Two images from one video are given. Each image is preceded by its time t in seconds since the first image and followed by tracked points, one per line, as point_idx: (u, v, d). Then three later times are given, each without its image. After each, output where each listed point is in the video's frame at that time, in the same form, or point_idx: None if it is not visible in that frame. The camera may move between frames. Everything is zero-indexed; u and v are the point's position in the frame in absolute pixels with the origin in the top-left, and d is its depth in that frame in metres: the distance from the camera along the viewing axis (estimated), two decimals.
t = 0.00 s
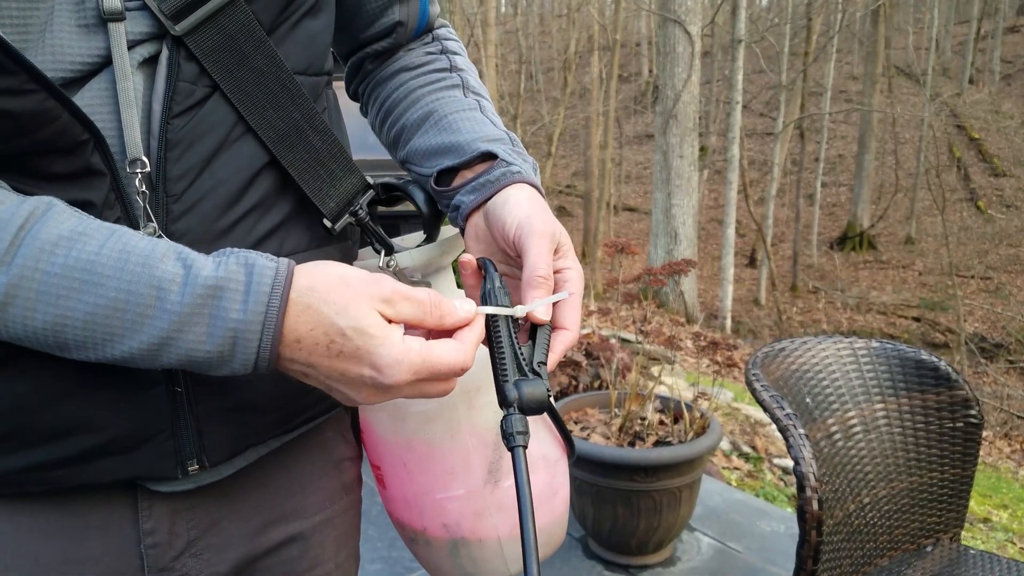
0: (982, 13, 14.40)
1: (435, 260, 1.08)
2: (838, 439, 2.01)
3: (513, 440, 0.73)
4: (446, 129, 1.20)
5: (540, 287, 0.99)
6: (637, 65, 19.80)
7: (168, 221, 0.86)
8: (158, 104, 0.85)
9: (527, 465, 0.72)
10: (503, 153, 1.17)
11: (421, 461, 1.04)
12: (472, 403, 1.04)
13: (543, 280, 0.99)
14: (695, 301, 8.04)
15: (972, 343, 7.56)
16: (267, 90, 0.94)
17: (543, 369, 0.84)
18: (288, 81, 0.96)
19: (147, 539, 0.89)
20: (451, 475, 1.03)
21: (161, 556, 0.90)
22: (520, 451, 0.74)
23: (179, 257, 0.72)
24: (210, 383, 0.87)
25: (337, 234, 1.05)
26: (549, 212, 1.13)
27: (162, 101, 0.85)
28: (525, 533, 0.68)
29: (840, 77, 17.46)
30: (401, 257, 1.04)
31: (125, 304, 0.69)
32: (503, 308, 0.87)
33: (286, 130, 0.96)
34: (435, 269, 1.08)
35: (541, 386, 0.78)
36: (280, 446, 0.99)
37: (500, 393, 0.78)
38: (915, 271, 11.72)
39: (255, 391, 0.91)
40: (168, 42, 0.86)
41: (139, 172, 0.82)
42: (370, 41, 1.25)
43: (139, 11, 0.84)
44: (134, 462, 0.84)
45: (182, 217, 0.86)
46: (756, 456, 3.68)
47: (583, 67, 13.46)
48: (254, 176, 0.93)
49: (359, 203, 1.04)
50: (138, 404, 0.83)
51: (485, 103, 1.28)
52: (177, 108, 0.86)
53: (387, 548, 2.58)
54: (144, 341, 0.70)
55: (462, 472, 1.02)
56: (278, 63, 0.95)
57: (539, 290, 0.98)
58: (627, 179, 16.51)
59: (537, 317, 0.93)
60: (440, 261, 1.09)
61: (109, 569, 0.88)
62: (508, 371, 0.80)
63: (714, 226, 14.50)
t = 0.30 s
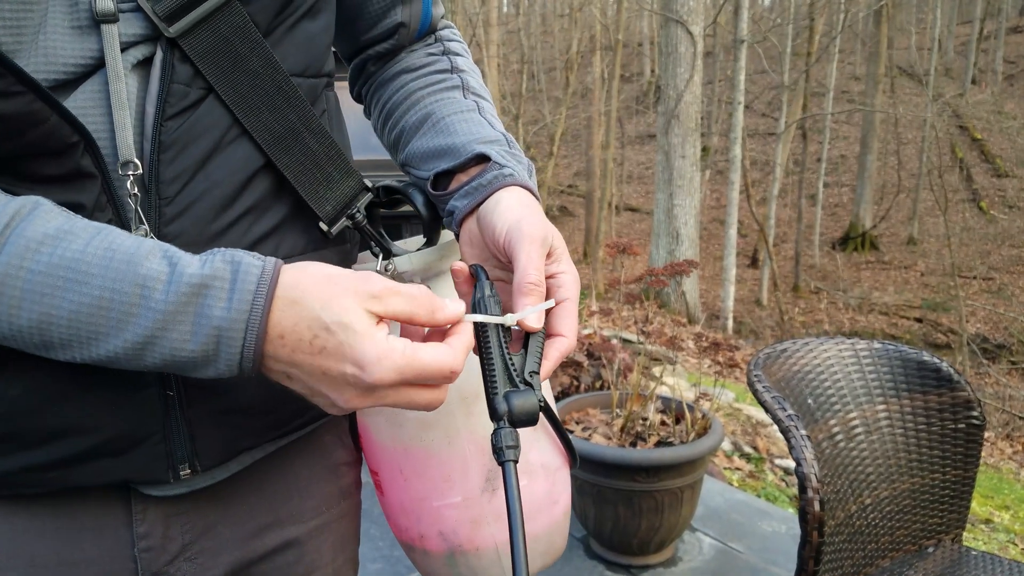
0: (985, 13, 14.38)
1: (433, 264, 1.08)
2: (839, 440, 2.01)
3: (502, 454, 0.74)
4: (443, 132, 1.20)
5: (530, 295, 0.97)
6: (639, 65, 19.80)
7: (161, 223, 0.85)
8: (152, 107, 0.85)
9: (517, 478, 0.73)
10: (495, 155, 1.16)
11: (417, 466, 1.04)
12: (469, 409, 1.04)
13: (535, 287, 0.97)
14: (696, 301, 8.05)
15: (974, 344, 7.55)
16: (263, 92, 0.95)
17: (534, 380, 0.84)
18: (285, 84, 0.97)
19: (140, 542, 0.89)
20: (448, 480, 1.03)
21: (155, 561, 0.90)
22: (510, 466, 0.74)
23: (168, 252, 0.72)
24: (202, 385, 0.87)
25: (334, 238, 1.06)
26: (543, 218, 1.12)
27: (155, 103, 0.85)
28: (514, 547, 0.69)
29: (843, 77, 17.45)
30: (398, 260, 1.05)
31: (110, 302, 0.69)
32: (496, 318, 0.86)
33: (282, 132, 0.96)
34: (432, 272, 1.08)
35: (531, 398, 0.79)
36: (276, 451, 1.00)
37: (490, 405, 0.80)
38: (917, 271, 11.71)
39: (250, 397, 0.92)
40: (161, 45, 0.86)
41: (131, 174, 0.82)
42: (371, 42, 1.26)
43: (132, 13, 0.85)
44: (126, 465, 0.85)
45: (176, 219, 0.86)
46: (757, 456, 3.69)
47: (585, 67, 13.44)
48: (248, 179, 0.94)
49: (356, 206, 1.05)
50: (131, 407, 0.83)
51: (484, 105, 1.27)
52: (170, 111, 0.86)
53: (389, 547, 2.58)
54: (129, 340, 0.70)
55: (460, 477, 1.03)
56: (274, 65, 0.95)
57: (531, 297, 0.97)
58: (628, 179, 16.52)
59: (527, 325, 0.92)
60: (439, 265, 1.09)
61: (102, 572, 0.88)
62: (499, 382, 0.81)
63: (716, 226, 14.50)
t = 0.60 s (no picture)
0: (988, 13, 14.36)
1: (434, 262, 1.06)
2: (843, 439, 2.01)
3: (490, 467, 0.75)
4: (444, 131, 1.19)
5: (526, 297, 0.94)
6: (641, 65, 19.79)
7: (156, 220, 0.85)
8: (146, 104, 0.84)
9: (503, 488, 0.73)
10: (494, 153, 1.15)
11: (414, 469, 1.02)
12: (467, 413, 1.02)
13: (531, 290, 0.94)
14: (698, 301, 8.06)
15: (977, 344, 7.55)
16: (259, 89, 0.94)
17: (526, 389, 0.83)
18: (280, 79, 0.96)
19: (138, 542, 0.89)
20: (446, 483, 1.01)
21: (153, 560, 0.90)
22: (497, 477, 0.74)
23: (164, 233, 0.71)
24: (197, 385, 0.87)
25: (331, 237, 1.06)
26: (541, 217, 1.10)
27: (149, 100, 0.84)
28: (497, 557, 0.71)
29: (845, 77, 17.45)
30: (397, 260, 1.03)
31: (112, 281, 0.68)
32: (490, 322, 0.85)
33: (277, 129, 0.96)
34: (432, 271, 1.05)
35: (521, 411, 0.78)
36: (274, 451, 0.99)
37: (481, 413, 0.79)
38: (920, 271, 11.72)
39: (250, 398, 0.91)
40: (156, 41, 0.86)
41: (123, 172, 0.82)
42: (375, 39, 1.26)
43: (126, 9, 0.84)
44: (121, 464, 0.84)
45: (170, 215, 0.86)
46: (760, 456, 3.68)
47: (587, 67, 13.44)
48: (244, 176, 0.93)
49: (354, 205, 1.04)
50: (126, 407, 0.82)
51: (487, 102, 1.27)
52: (165, 108, 0.86)
53: (391, 546, 2.58)
54: (128, 320, 0.69)
55: (458, 481, 1.01)
56: (269, 61, 0.95)
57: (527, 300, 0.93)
58: (630, 178, 16.54)
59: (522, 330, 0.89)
60: (440, 264, 1.07)
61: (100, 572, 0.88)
62: (489, 390, 0.80)
63: (718, 226, 14.50)
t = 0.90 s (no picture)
0: (992, 13, 14.34)
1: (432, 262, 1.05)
2: (847, 440, 2.01)
3: (481, 464, 0.73)
4: (446, 130, 1.19)
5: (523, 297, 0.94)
6: (644, 65, 19.79)
7: (155, 220, 0.86)
8: (144, 103, 0.84)
9: (494, 486, 0.72)
10: (495, 154, 1.15)
11: (414, 469, 1.02)
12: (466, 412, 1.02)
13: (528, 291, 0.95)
14: (701, 301, 8.06)
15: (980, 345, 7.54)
16: (255, 88, 0.94)
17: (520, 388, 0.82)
18: (275, 77, 0.96)
19: (138, 542, 0.89)
20: (446, 484, 1.01)
21: (152, 561, 0.91)
22: (489, 475, 0.73)
23: (160, 235, 0.71)
24: (195, 385, 0.86)
25: (329, 236, 1.05)
26: (540, 218, 1.10)
27: (146, 100, 0.85)
28: (486, 554, 0.69)
29: (848, 77, 17.43)
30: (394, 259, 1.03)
31: (104, 285, 0.68)
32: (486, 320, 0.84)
33: (275, 128, 0.95)
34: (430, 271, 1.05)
35: (515, 408, 0.77)
36: (273, 451, 0.99)
37: (474, 410, 0.78)
38: (923, 272, 11.71)
39: (249, 399, 0.91)
40: (153, 40, 0.86)
41: (121, 171, 0.82)
42: (377, 36, 1.26)
43: (122, 9, 0.84)
44: (121, 463, 0.84)
45: (168, 216, 0.86)
46: (762, 457, 3.68)
47: (589, 67, 13.44)
48: (243, 175, 0.93)
49: (353, 206, 1.04)
50: (125, 408, 0.82)
51: (489, 100, 1.27)
52: (163, 107, 0.86)
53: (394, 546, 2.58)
54: (120, 323, 0.69)
55: (458, 481, 1.01)
56: (266, 59, 0.95)
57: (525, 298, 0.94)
58: (632, 178, 16.55)
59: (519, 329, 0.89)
60: (438, 263, 1.06)
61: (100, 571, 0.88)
62: (484, 386, 0.79)
63: (721, 226, 14.50)
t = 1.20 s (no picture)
0: (993, 12, 14.33)
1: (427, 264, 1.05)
2: (846, 441, 2.01)
3: (479, 461, 0.73)
4: (442, 131, 1.20)
5: (516, 298, 0.95)
6: (644, 65, 19.78)
7: (147, 225, 0.86)
8: (134, 106, 0.85)
9: (490, 485, 0.72)
10: (491, 154, 1.15)
11: (409, 472, 1.03)
12: (461, 415, 1.02)
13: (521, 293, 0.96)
14: (702, 301, 8.07)
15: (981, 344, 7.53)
16: (246, 92, 0.95)
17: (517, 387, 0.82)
18: (267, 81, 0.97)
19: (133, 546, 0.90)
20: (440, 485, 1.01)
21: (148, 564, 0.92)
22: (486, 474, 0.73)
23: (150, 239, 0.72)
24: (186, 390, 0.87)
25: (320, 238, 1.06)
26: (535, 218, 1.11)
27: (137, 103, 0.85)
28: (482, 554, 0.69)
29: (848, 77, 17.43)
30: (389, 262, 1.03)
31: (92, 290, 0.69)
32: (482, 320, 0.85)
33: (264, 131, 0.96)
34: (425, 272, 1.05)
35: (512, 406, 0.77)
36: (267, 455, 1.00)
37: (471, 410, 0.78)
38: (923, 272, 11.72)
39: (242, 403, 0.92)
40: (143, 43, 0.87)
41: (110, 174, 0.83)
42: (372, 37, 1.27)
43: (112, 10, 0.85)
44: (115, 467, 0.85)
45: (159, 220, 0.87)
46: (763, 457, 3.69)
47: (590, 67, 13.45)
48: (235, 178, 0.94)
49: (344, 208, 1.05)
50: (116, 413, 0.83)
51: (484, 100, 1.27)
52: (153, 110, 0.87)
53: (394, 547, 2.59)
54: (109, 329, 0.70)
55: (452, 483, 1.01)
56: (257, 63, 0.96)
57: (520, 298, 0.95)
58: (633, 179, 16.60)
59: (515, 329, 0.90)
60: (432, 265, 1.07)
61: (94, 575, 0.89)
62: (481, 385, 0.80)
63: (721, 226, 14.52)
